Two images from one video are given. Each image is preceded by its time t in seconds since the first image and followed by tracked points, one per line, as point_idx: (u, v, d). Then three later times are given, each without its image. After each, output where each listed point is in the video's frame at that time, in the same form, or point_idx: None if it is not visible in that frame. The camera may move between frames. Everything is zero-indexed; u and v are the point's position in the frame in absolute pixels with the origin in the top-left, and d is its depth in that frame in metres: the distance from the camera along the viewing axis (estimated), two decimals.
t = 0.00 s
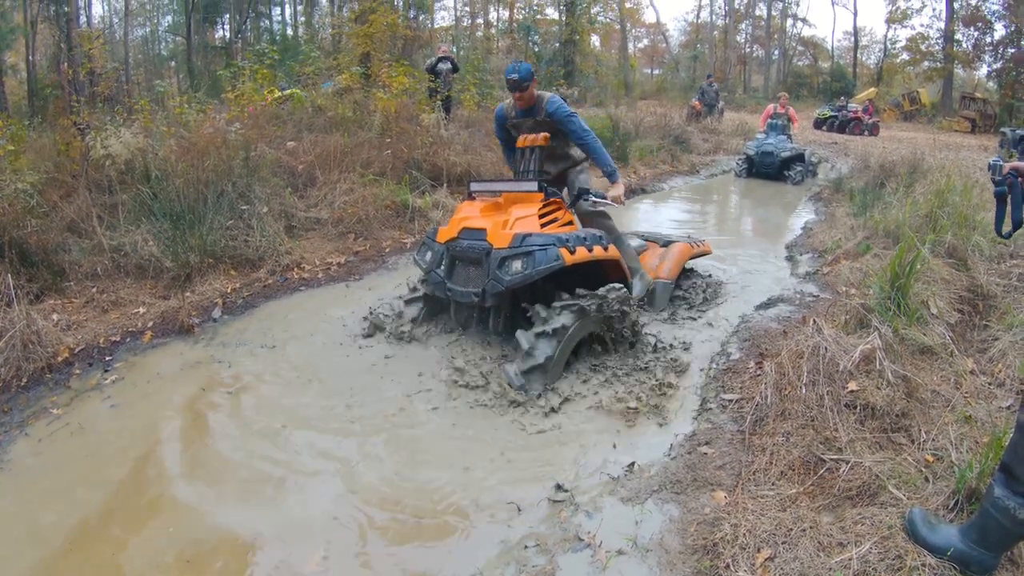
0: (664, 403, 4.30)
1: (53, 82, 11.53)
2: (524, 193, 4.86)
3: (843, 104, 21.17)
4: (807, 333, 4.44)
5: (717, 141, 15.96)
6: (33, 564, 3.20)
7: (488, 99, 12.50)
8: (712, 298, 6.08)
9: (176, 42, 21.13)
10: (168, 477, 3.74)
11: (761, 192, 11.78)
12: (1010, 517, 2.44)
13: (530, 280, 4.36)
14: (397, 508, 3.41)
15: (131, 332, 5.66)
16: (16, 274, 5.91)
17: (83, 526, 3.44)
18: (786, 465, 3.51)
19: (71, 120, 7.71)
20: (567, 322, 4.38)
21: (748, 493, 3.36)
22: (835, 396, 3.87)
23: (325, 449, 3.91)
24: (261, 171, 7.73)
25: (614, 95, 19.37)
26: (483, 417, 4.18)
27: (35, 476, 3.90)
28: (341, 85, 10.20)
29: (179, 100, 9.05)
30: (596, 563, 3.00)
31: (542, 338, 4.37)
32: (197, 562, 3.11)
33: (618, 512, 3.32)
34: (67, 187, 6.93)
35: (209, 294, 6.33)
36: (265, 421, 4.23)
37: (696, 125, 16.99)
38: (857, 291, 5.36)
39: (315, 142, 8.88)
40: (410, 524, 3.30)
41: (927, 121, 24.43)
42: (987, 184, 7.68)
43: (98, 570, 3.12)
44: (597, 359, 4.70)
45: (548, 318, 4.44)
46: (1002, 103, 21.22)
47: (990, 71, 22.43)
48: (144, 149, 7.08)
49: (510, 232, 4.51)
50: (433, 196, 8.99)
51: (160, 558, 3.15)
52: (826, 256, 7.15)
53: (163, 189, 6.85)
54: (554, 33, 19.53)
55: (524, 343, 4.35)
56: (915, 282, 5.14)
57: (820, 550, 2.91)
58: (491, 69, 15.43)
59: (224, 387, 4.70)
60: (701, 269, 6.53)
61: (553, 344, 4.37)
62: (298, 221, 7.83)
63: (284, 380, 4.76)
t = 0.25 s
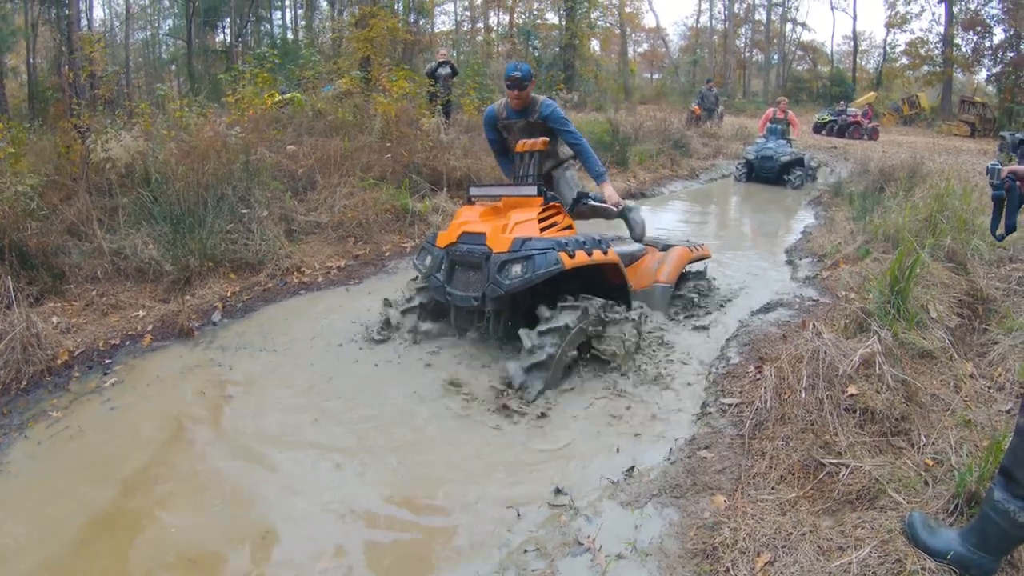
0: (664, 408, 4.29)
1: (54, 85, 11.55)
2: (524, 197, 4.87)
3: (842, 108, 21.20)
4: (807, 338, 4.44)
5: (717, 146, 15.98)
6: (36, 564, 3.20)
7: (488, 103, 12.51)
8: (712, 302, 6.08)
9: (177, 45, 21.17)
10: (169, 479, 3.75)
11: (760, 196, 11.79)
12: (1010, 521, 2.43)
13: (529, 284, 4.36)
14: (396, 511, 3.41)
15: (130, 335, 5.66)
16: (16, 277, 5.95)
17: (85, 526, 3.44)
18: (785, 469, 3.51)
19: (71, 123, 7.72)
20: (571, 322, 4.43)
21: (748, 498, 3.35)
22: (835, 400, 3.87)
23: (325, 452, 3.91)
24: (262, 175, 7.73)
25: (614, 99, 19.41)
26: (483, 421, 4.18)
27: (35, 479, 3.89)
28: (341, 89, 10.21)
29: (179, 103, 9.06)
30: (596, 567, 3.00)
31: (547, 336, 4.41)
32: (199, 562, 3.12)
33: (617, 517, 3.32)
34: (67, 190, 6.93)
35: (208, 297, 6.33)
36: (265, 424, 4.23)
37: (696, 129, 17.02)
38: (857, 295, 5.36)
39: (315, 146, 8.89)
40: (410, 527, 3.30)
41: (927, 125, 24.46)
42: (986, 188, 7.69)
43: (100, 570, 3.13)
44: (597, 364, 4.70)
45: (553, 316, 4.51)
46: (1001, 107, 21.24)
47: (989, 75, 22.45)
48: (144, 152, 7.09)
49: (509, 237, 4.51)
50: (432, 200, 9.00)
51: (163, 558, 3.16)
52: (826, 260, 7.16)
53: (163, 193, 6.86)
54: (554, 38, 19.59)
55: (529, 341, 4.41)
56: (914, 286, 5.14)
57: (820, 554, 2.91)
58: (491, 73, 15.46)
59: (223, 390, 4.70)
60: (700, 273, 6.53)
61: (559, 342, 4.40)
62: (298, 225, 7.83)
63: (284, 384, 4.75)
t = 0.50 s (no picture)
0: (665, 412, 4.28)
1: (55, 88, 11.58)
2: (523, 201, 4.87)
3: (842, 112, 21.21)
4: (807, 341, 4.44)
5: (717, 149, 15.99)
6: (37, 565, 3.20)
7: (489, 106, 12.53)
8: (712, 305, 6.08)
9: (178, 48, 21.23)
10: (169, 480, 3.76)
11: (761, 200, 11.79)
12: (1010, 524, 2.42)
13: (529, 287, 4.35)
14: (396, 515, 3.40)
15: (130, 338, 5.66)
16: (16, 278, 5.95)
17: (86, 527, 3.44)
18: (785, 473, 3.50)
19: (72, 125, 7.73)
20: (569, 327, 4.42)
21: (748, 501, 3.34)
22: (835, 404, 3.86)
23: (325, 455, 3.91)
24: (262, 178, 7.73)
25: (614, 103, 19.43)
26: (483, 424, 4.18)
27: (34, 481, 3.89)
28: (342, 92, 10.23)
29: (180, 105, 9.07)
30: (595, 570, 2.99)
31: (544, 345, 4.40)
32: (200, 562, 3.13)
33: (617, 520, 3.31)
34: (68, 192, 6.94)
35: (209, 300, 6.33)
36: (264, 426, 4.22)
37: (696, 133, 17.03)
38: (857, 298, 5.35)
39: (316, 149, 8.90)
40: (410, 530, 3.29)
41: (927, 128, 24.46)
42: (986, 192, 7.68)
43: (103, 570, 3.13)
44: (597, 367, 4.69)
45: (552, 322, 4.48)
46: (1001, 111, 21.25)
47: (989, 78, 22.45)
48: (145, 155, 7.10)
49: (509, 240, 4.51)
50: (433, 204, 9.00)
51: (164, 559, 3.17)
52: (826, 263, 7.16)
53: (164, 195, 6.86)
54: (555, 42, 19.62)
55: (527, 348, 4.40)
56: (914, 289, 5.14)
57: (820, 557, 2.90)
58: (492, 77, 15.48)
59: (223, 393, 4.70)
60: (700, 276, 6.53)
61: (559, 348, 4.38)
62: (298, 228, 7.84)
63: (284, 387, 4.75)
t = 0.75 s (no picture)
0: (665, 415, 4.28)
1: (56, 90, 11.59)
2: (523, 204, 4.87)
3: (842, 114, 21.22)
4: (807, 344, 4.44)
5: (717, 152, 16.00)
6: (36, 566, 3.20)
7: (489, 109, 12.53)
8: (711, 308, 6.08)
9: (179, 50, 21.27)
10: (169, 482, 3.75)
11: (761, 203, 11.79)
12: (1011, 526, 2.41)
13: (529, 290, 4.34)
14: (396, 517, 3.39)
15: (130, 340, 5.66)
16: (16, 280, 5.95)
17: (86, 528, 3.44)
18: (786, 476, 3.49)
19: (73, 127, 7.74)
20: (565, 335, 4.41)
21: (748, 504, 3.34)
22: (835, 406, 3.86)
23: (325, 457, 3.91)
24: (262, 180, 7.73)
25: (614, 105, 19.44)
26: (483, 426, 4.17)
27: (33, 483, 3.88)
28: (343, 95, 10.23)
29: (180, 107, 9.07)
30: (595, 573, 2.98)
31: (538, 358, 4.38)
32: (199, 563, 3.13)
33: (617, 524, 3.30)
34: (68, 194, 6.93)
35: (209, 302, 6.33)
36: (264, 429, 4.22)
37: (696, 135, 17.04)
38: (858, 301, 5.35)
39: (316, 151, 8.91)
40: (409, 532, 3.29)
41: (927, 131, 24.48)
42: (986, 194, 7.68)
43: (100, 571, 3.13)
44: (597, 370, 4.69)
45: (547, 331, 4.48)
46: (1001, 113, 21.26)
47: (988, 81, 22.50)
48: (145, 157, 7.10)
49: (510, 243, 4.51)
50: (433, 206, 9.01)
51: (163, 560, 3.16)
52: (826, 266, 7.15)
53: (164, 197, 6.86)
54: (555, 45, 19.65)
55: (523, 358, 4.39)
56: (914, 292, 5.13)
57: (820, 561, 2.89)
58: (492, 80, 15.50)
59: (223, 395, 4.69)
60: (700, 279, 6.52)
61: (553, 359, 4.38)
62: (298, 230, 7.84)
63: (284, 389, 4.74)
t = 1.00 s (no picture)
0: (666, 416, 4.27)
1: (57, 91, 11.59)
2: (524, 205, 4.87)
3: (843, 116, 21.23)
4: (807, 345, 4.44)
5: (718, 154, 16.00)
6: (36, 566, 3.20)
7: (490, 110, 12.53)
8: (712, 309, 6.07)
9: (179, 51, 21.29)
10: (169, 482, 3.75)
11: (761, 204, 11.79)
12: (1012, 527, 2.40)
13: (530, 291, 4.34)
14: (396, 518, 3.39)
15: (130, 341, 5.65)
16: (16, 281, 5.95)
17: (86, 528, 3.44)
18: (786, 477, 3.49)
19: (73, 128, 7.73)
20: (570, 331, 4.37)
21: (748, 505, 3.33)
22: (835, 408, 3.86)
23: (325, 458, 3.91)
24: (263, 181, 7.73)
25: (614, 107, 19.43)
26: (484, 428, 4.17)
27: (33, 484, 3.87)
28: (343, 96, 10.24)
29: (181, 109, 9.07)
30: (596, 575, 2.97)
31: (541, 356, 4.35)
32: (200, 564, 3.13)
33: (618, 525, 3.29)
34: (69, 195, 6.93)
35: (209, 303, 6.33)
36: (264, 430, 4.22)
37: (697, 137, 17.05)
38: (858, 302, 5.35)
39: (316, 153, 8.91)
40: (410, 533, 3.28)
41: (927, 132, 24.49)
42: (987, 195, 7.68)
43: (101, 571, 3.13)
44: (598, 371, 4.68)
45: (550, 328, 4.44)
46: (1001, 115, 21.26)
47: (988, 82, 22.52)
48: (146, 158, 7.10)
49: (510, 244, 4.51)
50: (433, 208, 9.01)
51: (164, 561, 3.16)
52: (826, 267, 7.15)
53: (165, 199, 6.87)
54: (555, 46, 19.66)
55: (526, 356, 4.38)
56: (915, 293, 5.13)
57: (821, 562, 2.89)
58: (492, 82, 15.51)
59: (223, 396, 4.68)
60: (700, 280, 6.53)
61: (558, 355, 4.34)
62: (298, 232, 7.85)
63: (284, 390, 4.74)
